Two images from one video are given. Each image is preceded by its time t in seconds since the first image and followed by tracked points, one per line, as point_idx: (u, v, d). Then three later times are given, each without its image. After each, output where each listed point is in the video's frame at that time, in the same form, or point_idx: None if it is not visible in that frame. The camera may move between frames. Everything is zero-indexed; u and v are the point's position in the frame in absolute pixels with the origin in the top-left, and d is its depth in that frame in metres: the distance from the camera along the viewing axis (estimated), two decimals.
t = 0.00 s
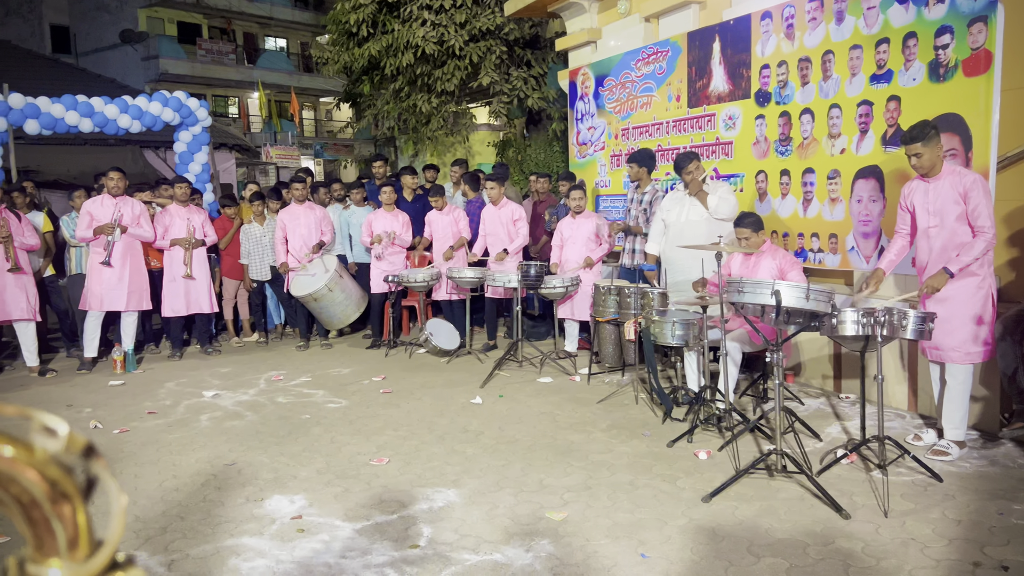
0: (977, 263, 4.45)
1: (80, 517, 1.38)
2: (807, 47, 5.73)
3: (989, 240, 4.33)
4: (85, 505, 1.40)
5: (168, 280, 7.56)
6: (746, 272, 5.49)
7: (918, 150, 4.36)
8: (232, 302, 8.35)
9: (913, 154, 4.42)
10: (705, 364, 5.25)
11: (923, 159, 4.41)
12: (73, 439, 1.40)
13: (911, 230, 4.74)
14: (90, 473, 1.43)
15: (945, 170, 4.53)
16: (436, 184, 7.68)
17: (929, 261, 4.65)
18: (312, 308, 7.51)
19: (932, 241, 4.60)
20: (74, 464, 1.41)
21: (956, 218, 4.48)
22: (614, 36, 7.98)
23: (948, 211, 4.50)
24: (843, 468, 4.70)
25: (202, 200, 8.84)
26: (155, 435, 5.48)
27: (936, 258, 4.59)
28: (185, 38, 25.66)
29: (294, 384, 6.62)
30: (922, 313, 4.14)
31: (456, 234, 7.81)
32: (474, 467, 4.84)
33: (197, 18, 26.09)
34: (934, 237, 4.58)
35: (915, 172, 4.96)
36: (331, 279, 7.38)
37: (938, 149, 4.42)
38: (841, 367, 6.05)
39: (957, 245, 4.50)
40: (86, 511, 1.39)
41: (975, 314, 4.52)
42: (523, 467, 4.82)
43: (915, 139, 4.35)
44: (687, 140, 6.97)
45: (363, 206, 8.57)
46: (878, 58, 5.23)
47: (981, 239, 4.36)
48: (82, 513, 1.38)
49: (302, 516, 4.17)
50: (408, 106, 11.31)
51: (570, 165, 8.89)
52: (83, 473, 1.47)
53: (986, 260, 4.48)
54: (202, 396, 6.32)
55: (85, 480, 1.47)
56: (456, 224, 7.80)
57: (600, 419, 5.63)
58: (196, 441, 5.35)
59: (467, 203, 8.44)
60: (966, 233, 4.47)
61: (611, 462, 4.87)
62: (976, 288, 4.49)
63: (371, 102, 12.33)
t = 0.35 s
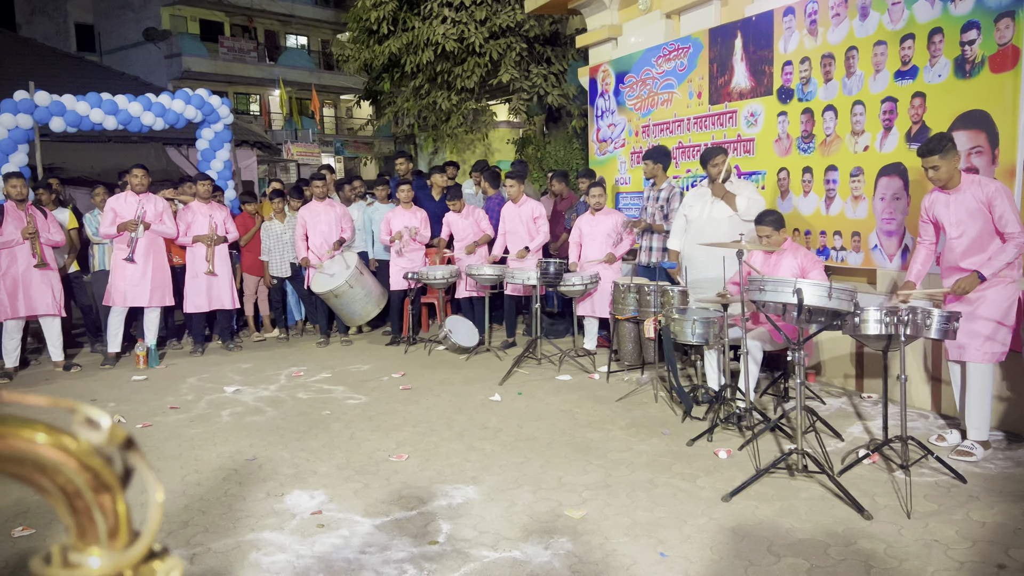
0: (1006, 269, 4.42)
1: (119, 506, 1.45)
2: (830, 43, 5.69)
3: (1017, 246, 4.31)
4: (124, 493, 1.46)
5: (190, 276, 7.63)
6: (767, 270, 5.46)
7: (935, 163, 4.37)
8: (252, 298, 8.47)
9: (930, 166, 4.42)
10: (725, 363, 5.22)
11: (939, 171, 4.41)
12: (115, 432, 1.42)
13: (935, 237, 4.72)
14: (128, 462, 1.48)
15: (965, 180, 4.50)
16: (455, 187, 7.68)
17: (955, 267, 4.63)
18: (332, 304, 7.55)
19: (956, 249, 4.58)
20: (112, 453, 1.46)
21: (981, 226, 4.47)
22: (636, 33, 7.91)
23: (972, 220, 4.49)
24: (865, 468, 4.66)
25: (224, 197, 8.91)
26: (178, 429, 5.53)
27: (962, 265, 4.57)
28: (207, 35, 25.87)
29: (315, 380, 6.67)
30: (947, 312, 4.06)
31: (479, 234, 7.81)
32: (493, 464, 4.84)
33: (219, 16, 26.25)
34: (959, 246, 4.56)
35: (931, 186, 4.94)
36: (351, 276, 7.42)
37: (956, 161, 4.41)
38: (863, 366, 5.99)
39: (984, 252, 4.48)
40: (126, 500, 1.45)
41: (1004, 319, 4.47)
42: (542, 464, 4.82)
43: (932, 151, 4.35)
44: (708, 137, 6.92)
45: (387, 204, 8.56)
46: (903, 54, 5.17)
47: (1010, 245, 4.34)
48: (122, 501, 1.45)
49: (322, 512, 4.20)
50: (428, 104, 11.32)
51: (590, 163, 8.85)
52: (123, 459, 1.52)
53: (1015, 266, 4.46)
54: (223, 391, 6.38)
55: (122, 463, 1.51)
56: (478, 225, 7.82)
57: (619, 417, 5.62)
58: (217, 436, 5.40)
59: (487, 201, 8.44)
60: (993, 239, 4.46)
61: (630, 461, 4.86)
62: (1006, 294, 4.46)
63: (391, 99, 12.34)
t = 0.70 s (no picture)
0: None
1: (137, 498, 1.43)
2: (850, 38, 5.64)
3: None
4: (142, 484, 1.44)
5: (210, 274, 7.69)
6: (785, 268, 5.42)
7: (954, 162, 4.35)
8: (273, 296, 8.52)
9: (947, 166, 4.41)
10: (743, 361, 5.19)
11: (958, 171, 4.38)
12: (131, 424, 1.41)
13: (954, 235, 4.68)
14: (146, 455, 1.46)
15: (982, 180, 4.47)
16: (472, 183, 7.68)
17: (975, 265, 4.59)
18: (350, 301, 7.57)
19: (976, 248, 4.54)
20: (130, 446, 1.44)
21: (1001, 225, 4.42)
22: (653, 29, 7.87)
23: (991, 220, 4.45)
24: (884, 467, 4.62)
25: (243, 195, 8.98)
26: (197, 425, 5.58)
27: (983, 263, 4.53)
28: (226, 34, 26.05)
29: (333, 377, 6.71)
30: (968, 311, 4.07)
31: (495, 230, 7.82)
32: (509, 461, 4.85)
33: (238, 15, 26.41)
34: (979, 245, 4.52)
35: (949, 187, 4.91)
36: (368, 273, 7.45)
37: (975, 160, 4.39)
38: (883, 365, 5.95)
39: (1005, 250, 4.43)
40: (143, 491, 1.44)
41: None
42: (558, 462, 4.82)
43: (949, 151, 4.33)
44: (726, 133, 6.89)
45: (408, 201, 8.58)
46: (924, 50, 5.11)
47: None
48: (140, 493, 1.44)
49: (339, 508, 4.22)
50: (446, 101, 11.35)
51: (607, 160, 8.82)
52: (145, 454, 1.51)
53: None
54: (242, 388, 6.43)
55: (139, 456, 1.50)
56: (495, 221, 7.81)
57: (636, 415, 5.61)
58: (236, 432, 5.44)
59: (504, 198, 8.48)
60: (1014, 237, 4.41)
61: (647, 459, 4.85)
62: None
63: (408, 97, 12.36)
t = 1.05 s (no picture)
0: None
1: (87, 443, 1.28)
2: (873, 33, 5.59)
3: None
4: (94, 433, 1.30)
5: (232, 271, 7.75)
6: (806, 264, 5.37)
7: (976, 159, 4.32)
8: (294, 293, 8.54)
9: (969, 163, 4.38)
10: (764, 359, 5.17)
11: (980, 168, 4.36)
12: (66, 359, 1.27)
13: (976, 232, 4.62)
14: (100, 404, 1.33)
15: (1005, 177, 4.41)
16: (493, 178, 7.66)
17: (999, 261, 4.53)
18: (370, 298, 7.62)
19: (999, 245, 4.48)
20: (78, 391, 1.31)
21: None
22: (673, 25, 7.81)
23: (1015, 217, 4.38)
24: (907, 466, 4.58)
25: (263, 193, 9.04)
26: (219, 421, 5.63)
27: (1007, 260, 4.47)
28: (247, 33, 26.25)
29: (353, 374, 6.75)
30: (993, 310, 4.00)
31: (513, 227, 7.82)
32: (529, 458, 4.86)
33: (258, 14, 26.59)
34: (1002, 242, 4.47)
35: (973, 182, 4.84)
36: (388, 271, 7.48)
37: (998, 157, 4.36)
38: (906, 363, 5.89)
39: None
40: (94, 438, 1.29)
41: None
42: (577, 459, 4.82)
43: (971, 148, 4.31)
44: (747, 129, 6.84)
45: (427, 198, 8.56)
46: (949, 44, 5.05)
47: None
48: (91, 439, 1.29)
49: (359, 504, 4.25)
50: (465, 99, 11.38)
51: (626, 157, 8.78)
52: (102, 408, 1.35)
53: None
54: (263, 384, 6.49)
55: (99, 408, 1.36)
56: (513, 218, 7.80)
57: (656, 413, 5.59)
58: (258, 428, 5.49)
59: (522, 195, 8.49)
60: None
61: (667, 457, 4.83)
62: None
63: (428, 95, 12.37)
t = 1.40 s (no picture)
0: None
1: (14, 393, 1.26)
2: (897, 27, 5.52)
3: None
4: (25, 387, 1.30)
5: (254, 269, 7.82)
6: (829, 261, 5.31)
7: (998, 155, 4.31)
8: (316, 290, 8.64)
9: (992, 159, 4.37)
10: (786, 356, 5.14)
11: (1004, 164, 4.34)
12: None
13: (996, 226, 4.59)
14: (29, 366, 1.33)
15: None
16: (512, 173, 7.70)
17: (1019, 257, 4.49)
18: (391, 296, 7.65)
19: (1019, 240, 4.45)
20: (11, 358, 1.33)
21: None
22: (693, 20, 7.77)
23: None
24: (932, 465, 4.52)
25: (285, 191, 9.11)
26: (241, 417, 5.69)
27: None
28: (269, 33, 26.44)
29: (373, 370, 6.78)
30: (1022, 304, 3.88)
31: (532, 223, 7.80)
32: (548, 455, 4.86)
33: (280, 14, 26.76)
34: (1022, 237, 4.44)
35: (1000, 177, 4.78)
36: (410, 268, 7.51)
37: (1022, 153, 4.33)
38: (931, 361, 5.82)
39: None
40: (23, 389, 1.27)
41: None
42: (597, 457, 4.81)
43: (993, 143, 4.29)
44: (769, 125, 6.79)
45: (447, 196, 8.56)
46: (975, 37, 4.98)
47: None
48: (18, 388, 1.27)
49: (379, 500, 4.27)
50: (485, 96, 11.41)
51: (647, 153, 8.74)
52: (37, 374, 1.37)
53: None
54: (285, 380, 6.55)
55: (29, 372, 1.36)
56: (532, 214, 7.78)
57: (677, 411, 5.57)
58: (279, 424, 5.54)
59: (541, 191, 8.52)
60: None
61: (687, 454, 4.82)
62: None
63: (448, 93, 12.40)
